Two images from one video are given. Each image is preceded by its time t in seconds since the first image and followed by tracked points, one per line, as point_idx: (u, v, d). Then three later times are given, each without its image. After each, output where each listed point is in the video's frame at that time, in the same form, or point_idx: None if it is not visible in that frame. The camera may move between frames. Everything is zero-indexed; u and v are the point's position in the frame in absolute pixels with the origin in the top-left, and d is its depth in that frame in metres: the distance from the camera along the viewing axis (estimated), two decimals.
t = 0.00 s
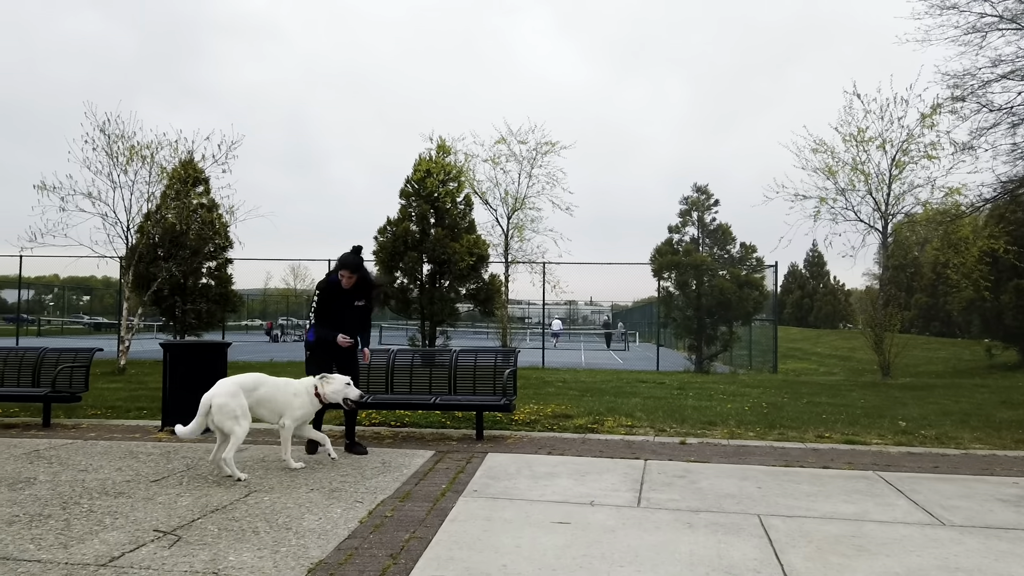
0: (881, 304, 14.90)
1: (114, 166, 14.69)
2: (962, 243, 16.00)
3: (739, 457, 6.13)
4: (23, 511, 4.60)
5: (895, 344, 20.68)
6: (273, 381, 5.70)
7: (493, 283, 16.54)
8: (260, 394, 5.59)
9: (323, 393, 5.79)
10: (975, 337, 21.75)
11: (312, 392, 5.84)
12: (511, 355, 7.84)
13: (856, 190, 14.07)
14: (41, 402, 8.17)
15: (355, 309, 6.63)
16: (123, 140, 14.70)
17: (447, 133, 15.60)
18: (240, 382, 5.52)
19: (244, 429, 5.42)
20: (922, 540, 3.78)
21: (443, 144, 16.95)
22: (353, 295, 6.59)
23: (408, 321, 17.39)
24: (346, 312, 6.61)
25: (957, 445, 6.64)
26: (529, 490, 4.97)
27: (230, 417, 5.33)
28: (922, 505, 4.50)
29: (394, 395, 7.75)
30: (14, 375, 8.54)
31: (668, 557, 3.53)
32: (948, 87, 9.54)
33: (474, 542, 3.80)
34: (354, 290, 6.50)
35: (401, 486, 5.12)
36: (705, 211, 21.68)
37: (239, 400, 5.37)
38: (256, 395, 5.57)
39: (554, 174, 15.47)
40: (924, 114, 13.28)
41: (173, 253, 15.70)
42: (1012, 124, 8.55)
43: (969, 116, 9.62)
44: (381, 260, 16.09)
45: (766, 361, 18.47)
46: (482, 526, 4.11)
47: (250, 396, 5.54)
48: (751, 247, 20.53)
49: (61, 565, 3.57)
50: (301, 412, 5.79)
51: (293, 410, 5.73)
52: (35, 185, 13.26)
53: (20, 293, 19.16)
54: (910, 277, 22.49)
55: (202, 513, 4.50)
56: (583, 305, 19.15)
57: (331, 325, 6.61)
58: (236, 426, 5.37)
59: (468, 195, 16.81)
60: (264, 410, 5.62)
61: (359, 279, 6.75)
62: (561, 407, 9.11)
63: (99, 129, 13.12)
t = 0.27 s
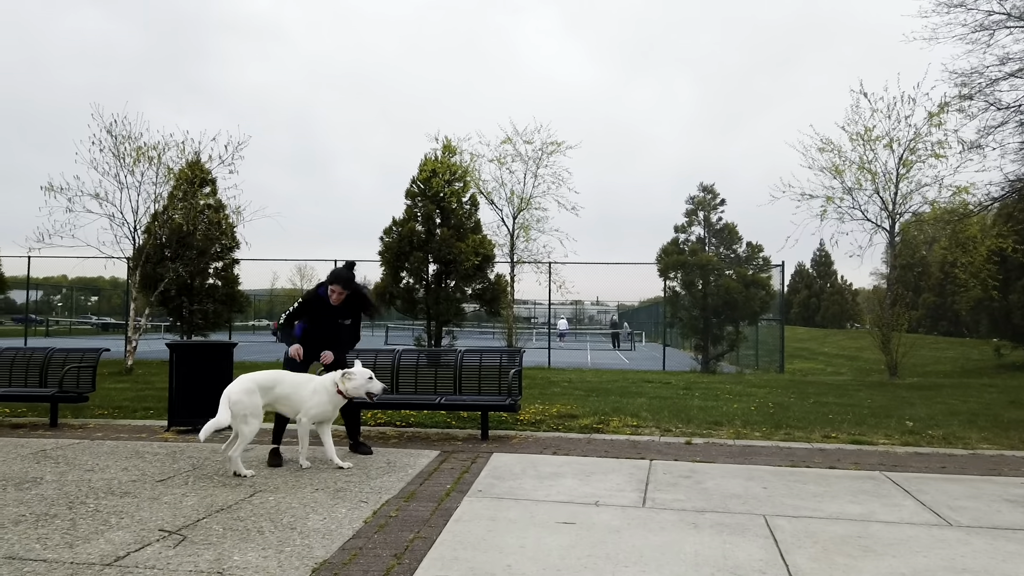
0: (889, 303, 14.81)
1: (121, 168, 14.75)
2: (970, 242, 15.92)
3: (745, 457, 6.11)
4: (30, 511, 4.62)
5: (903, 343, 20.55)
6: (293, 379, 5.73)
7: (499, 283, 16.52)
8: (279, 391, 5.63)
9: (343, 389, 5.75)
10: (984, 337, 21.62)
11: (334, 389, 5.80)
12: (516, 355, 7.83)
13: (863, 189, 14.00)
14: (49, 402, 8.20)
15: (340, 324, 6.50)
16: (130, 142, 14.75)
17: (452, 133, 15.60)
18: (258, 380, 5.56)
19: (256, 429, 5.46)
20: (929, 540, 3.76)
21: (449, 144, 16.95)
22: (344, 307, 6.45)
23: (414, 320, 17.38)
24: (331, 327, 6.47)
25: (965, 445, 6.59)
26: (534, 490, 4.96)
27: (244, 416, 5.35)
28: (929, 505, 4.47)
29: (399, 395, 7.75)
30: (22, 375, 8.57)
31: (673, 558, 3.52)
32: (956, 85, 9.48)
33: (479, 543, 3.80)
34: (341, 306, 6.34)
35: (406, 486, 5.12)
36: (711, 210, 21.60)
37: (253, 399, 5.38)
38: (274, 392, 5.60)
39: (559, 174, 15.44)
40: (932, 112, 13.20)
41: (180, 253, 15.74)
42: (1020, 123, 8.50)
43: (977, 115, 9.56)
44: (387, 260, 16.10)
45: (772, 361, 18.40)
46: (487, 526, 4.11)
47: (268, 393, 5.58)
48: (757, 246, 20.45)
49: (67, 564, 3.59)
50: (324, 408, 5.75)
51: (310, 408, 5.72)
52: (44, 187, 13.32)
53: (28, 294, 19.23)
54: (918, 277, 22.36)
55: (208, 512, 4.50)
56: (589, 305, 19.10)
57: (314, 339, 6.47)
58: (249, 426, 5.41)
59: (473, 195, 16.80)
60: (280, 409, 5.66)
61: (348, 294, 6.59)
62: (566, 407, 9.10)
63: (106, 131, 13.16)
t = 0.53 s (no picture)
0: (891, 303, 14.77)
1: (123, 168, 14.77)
2: (972, 241, 15.90)
3: (747, 457, 6.10)
4: (32, 510, 4.63)
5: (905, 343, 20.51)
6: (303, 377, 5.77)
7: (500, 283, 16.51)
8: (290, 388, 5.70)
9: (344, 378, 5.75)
10: (986, 336, 21.57)
11: (339, 380, 5.83)
12: (517, 355, 7.84)
13: (865, 188, 13.98)
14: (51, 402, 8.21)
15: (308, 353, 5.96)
16: (132, 142, 14.77)
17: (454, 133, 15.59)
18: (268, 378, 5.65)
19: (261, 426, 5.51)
20: (930, 540, 3.75)
21: (450, 144, 16.94)
22: (316, 338, 5.93)
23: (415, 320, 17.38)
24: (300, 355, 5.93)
25: (967, 444, 6.57)
26: (536, 489, 4.95)
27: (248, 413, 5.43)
28: (931, 504, 4.46)
29: (401, 394, 7.75)
30: (24, 375, 8.58)
31: (674, 557, 3.51)
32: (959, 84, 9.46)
33: (479, 542, 3.79)
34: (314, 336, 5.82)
35: (407, 485, 5.12)
36: (713, 210, 21.56)
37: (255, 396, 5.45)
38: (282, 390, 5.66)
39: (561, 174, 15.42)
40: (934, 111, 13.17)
41: (182, 253, 15.76)
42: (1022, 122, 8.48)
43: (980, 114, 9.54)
44: (389, 260, 16.11)
45: (774, 360, 18.37)
46: (488, 525, 4.10)
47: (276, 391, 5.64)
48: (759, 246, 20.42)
49: (68, 564, 3.58)
50: (328, 403, 5.74)
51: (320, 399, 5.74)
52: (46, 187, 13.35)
53: (30, 294, 19.23)
54: (921, 276, 22.31)
55: (209, 512, 4.50)
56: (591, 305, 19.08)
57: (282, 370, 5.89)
58: (252, 423, 5.47)
59: (475, 195, 16.79)
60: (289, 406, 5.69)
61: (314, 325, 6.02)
62: (568, 407, 9.09)
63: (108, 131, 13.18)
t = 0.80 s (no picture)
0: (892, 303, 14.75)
1: (124, 167, 14.77)
2: (974, 241, 15.89)
3: (748, 457, 6.10)
4: (34, 510, 4.63)
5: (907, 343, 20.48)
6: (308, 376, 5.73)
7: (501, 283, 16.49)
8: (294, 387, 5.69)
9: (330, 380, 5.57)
10: (987, 336, 21.55)
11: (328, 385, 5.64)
12: (518, 355, 7.84)
13: (866, 188, 13.96)
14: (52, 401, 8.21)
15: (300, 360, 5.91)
16: (133, 141, 14.76)
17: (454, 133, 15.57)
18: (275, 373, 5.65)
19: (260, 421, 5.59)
20: (932, 540, 3.74)
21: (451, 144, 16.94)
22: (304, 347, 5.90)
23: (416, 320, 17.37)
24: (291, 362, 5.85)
25: (969, 445, 6.57)
26: (536, 489, 4.95)
27: (248, 405, 5.53)
28: (933, 505, 4.46)
29: (401, 394, 7.75)
30: (25, 375, 8.57)
31: (675, 558, 3.51)
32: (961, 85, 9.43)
33: (481, 542, 3.79)
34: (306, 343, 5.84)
35: (409, 485, 5.12)
36: (714, 210, 21.56)
37: (257, 388, 5.57)
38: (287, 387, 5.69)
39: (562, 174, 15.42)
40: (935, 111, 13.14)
41: (183, 253, 15.76)
42: None
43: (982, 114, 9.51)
44: (390, 260, 16.10)
45: (775, 360, 18.34)
46: (489, 525, 4.10)
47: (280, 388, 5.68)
48: (760, 246, 20.41)
49: (69, 564, 3.58)
50: (321, 403, 5.65)
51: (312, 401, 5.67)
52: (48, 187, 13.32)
53: (32, 294, 19.19)
54: (922, 276, 22.27)
55: (210, 512, 4.51)
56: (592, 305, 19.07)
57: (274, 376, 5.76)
58: (253, 416, 5.56)
59: (476, 195, 16.77)
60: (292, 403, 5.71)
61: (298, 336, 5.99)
62: (568, 407, 9.08)
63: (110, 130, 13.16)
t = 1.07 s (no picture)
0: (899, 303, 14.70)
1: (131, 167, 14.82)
2: (981, 241, 15.82)
3: (755, 457, 6.09)
4: (43, 509, 4.65)
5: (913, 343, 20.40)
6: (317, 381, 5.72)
7: (506, 283, 16.48)
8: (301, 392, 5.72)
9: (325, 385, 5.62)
10: (994, 337, 21.46)
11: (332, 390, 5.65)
12: (524, 355, 7.84)
13: (873, 188, 13.91)
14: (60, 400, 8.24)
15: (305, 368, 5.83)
16: (139, 141, 14.80)
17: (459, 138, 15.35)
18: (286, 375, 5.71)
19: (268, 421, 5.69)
20: (942, 542, 3.73)
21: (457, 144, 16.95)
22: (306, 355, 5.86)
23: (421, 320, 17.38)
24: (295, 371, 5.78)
25: (977, 446, 6.54)
26: (544, 489, 4.95)
27: (258, 407, 5.67)
28: (942, 506, 4.44)
29: (408, 394, 7.76)
30: (33, 374, 8.61)
31: (684, 558, 3.50)
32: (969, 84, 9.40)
33: (488, 542, 3.80)
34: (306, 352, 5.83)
35: (416, 485, 5.13)
36: (719, 210, 21.51)
37: (265, 391, 5.65)
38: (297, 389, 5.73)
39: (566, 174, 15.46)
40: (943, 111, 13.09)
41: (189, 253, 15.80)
42: None
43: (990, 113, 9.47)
44: (395, 260, 16.11)
45: (781, 361, 18.29)
46: (497, 525, 4.10)
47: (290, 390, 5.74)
48: (766, 247, 20.37)
49: (79, 563, 3.60)
50: (325, 407, 5.67)
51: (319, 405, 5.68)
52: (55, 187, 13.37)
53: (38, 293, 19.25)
54: (929, 276, 22.20)
55: (219, 511, 4.52)
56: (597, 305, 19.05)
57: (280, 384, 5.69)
58: (263, 417, 5.69)
59: (481, 195, 16.78)
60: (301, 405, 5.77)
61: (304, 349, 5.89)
62: (574, 407, 9.08)
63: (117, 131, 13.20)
